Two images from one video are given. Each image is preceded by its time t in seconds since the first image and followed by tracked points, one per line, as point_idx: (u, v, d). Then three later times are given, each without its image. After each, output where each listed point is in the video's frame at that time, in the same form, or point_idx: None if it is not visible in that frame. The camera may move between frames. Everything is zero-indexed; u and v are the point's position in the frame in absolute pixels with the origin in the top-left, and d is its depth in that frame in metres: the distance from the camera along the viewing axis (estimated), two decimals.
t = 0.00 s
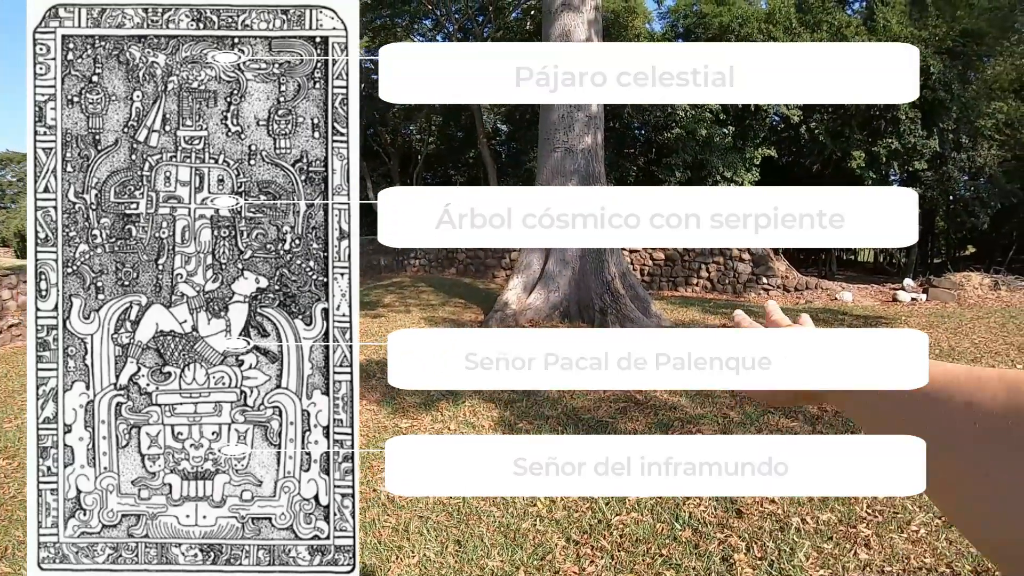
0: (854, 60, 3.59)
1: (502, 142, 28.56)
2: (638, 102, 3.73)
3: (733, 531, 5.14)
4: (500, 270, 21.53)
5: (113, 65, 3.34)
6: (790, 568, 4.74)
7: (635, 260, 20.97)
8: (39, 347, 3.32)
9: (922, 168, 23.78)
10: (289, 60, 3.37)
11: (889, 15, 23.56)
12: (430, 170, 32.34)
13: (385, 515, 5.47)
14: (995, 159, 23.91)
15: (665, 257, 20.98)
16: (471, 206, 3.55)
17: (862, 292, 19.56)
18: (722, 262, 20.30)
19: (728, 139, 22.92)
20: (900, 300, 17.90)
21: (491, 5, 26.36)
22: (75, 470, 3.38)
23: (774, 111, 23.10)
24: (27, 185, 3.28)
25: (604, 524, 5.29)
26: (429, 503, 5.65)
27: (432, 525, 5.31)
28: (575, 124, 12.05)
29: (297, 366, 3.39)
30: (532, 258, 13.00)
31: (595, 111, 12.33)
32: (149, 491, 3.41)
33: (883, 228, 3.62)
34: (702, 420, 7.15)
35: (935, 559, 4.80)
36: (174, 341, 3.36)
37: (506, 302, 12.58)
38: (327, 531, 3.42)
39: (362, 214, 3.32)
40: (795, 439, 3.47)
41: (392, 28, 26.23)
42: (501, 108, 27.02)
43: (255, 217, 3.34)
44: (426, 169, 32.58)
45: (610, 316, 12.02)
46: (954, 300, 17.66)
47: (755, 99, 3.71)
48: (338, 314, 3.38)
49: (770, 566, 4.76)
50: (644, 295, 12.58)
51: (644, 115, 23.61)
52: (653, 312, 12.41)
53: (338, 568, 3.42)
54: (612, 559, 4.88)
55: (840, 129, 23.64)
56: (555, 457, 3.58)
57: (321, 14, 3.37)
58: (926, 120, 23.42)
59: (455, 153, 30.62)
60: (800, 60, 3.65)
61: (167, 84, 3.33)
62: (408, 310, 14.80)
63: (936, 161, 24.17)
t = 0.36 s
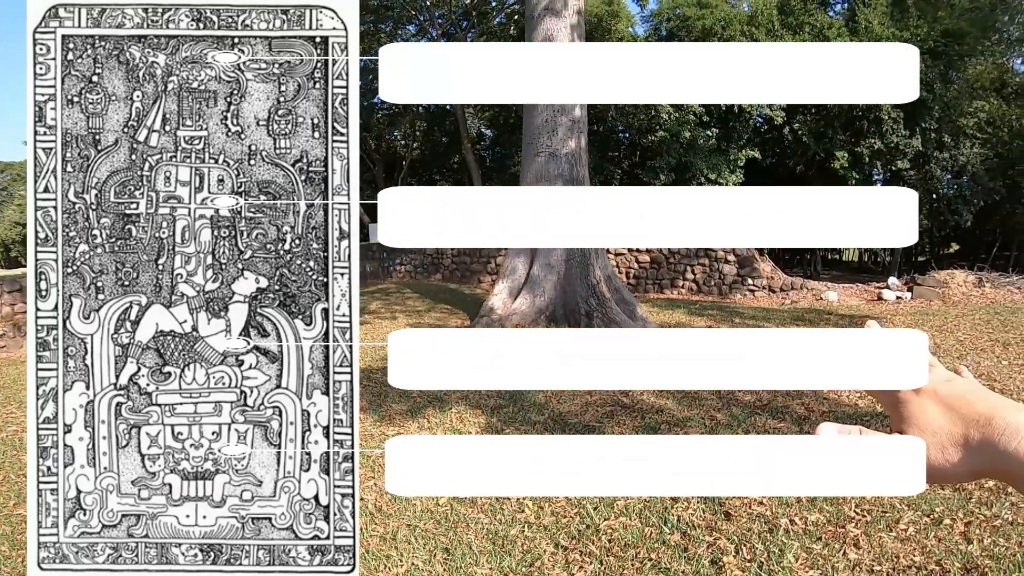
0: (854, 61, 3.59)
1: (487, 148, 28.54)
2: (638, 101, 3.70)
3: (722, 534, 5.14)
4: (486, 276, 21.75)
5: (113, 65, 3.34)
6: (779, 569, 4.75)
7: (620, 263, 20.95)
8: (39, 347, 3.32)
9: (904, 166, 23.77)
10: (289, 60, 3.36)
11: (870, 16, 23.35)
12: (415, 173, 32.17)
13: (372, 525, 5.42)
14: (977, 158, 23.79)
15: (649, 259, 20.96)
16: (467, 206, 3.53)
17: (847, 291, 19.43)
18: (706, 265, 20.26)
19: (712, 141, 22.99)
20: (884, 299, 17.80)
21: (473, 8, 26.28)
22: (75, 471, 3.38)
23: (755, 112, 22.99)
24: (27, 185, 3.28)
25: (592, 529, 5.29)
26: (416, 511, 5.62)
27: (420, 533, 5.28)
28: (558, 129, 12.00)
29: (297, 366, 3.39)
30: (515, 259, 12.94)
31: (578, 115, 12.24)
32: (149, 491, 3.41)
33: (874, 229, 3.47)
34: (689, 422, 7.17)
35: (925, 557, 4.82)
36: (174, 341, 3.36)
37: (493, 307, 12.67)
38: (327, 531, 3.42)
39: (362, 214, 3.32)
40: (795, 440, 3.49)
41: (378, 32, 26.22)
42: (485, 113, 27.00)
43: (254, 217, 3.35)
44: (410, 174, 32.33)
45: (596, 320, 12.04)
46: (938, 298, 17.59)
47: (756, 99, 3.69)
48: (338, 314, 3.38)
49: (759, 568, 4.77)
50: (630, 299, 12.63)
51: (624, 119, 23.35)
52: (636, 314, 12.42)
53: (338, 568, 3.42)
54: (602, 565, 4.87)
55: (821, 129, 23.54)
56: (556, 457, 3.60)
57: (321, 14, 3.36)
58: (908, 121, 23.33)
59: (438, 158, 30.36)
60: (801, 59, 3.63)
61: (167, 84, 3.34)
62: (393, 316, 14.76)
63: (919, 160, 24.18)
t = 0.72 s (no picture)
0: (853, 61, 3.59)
1: (475, 147, 28.57)
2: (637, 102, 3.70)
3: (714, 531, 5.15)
4: (476, 275, 21.81)
5: (113, 65, 3.34)
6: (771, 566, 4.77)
7: (609, 261, 21.00)
8: (39, 347, 3.32)
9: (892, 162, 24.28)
10: (289, 60, 3.36)
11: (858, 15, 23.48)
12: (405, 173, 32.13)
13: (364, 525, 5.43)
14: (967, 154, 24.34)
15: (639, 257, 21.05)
16: (461, 205, 3.52)
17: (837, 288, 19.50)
18: (695, 262, 20.34)
19: (700, 138, 23.07)
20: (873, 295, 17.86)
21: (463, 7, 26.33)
22: (75, 471, 3.38)
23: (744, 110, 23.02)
24: (27, 185, 3.28)
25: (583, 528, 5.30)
26: (408, 512, 5.62)
27: (412, 533, 5.29)
28: (546, 127, 11.99)
29: (297, 366, 3.39)
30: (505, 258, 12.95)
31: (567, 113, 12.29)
32: (149, 491, 3.41)
33: (873, 228, 3.47)
34: (679, 419, 7.24)
35: (916, 552, 4.87)
36: (174, 341, 3.36)
37: (482, 306, 12.57)
38: (327, 531, 3.42)
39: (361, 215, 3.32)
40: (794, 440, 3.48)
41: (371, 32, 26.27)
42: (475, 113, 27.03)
43: (254, 217, 3.34)
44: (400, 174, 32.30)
45: (585, 318, 12.10)
46: (927, 294, 17.68)
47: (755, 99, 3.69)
48: (338, 314, 3.38)
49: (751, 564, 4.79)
50: (618, 296, 12.68)
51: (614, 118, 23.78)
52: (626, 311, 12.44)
53: (337, 568, 3.42)
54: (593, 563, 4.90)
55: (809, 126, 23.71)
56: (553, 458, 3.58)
57: (321, 14, 3.36)
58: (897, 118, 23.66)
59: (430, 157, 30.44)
60: (800, 60, 3.63)
61: (167, 84, 3.34)
62: (383, 316, 14.78)
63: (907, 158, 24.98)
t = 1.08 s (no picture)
0: (852, 61, 3.60)
1: (475, 146, 28.57)
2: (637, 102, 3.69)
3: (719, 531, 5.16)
4: (478, 274, 21.80)
5: (113, 65, 3.34)
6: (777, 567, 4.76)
7: (611, 260, 21.00)
8: (39, 347, 3.32)
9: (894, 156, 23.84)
10: (289, 60, 3.36)
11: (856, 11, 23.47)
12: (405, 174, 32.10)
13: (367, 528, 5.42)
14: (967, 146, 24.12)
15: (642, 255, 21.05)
16: (460, 206, 3.52)
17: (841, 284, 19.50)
18: (698, 261, 20.34)
19: (701, 136, 23.02)
20: (876, 291, 17.82)
21: (462, 7, 26.37)
22: (75, 471, 3.38)
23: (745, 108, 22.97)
24: (27, 186, 3.28)
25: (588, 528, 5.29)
26: (412, 514, 5.61)
27: (416, 535, 5.28)
28: (547, 127, 12.01)
29: (297, 366, 3.39)
30: (506, 258, 12.93)
31: (567, 113, 12.28)
32: (149, 491, 3.41)
33: (873, 228, 3.47)
34: (683, 418, 7.22)
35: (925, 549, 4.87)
36: (174, 341, 3.36)
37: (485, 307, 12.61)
38: (327, 531, 3.42)
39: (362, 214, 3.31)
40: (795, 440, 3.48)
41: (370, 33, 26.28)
42: (475, 113, 27.03)
43: (254, 217, 3.34)
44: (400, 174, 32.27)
45: (588, 318, 12.03)
46: (931, 289, 17.63)
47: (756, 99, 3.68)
48: (338, 314, 3.37)
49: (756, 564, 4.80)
50: (622, 295, 12.64)
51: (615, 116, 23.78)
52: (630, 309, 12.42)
53: (338, 568, 3.41)
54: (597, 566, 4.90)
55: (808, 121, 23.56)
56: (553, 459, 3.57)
57: (321, 14, 3.36)
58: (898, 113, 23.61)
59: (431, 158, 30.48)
60: (800, 60, 3.63)
61: (168, 84, 3.34)
62: (385, 317, 14.78)
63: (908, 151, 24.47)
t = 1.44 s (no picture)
0: (852, 61, 3.60)
1: (471, 145, 28.57)
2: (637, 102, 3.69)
3: (719, 531, 5.18)
4: (474, 273, 21.81)
5: (113, 65, 3.34)
6: (779, 566, 4.79)
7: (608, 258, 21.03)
8: (39, 347, 3.32)
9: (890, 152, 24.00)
10: (289, 60, 3.36)
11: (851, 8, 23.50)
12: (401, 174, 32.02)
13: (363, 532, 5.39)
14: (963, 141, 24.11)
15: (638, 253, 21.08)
16: (462, 206, 3.53)
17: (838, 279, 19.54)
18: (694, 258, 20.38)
19: (697, 133, 23.01)
20: (874, 286, 17.82)
21: (456, 5, 26.38)
22: (75, 471, 3.38)
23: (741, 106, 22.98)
24: (27, 186, 3.28)
25: (587, 529, 5.32)
26: (408, 516, 5.59)
27: (413, 539, 5.27)
28: (542, 123, 12.01)
29: (297, 366, 3.39)
30: (501, 257, 12.98)
31: (561, 111, 12.27)
32: (149, 491, 3.41)
33: (872, 228, 3.46)
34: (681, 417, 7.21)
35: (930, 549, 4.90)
36: (174, 341, 3.36)
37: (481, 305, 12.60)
38: (327, 531, 3.42)
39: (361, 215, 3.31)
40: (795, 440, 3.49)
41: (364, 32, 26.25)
42: (469, 112, 27.02)
43: (254, 217, 3.34)
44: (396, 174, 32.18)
45: (585, 315, 11.93)
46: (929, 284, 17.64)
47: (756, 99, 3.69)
48: (338, 314, 3.37)
49: (757, 565, 4.83)
50: (619, 294, 12.62)
51: (610, 113, 23.81)
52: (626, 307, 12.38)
53: (338, 568, 3.41)
54: (597, 567, 4.92)
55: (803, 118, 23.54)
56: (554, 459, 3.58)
57: (321, 14, 3.36)
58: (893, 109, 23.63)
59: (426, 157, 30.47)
60: (800, 60, 3.63)
61: (168, 84, 3.34)
62: (381, 317, 14.77)
63: (905, 147, 24.55)
